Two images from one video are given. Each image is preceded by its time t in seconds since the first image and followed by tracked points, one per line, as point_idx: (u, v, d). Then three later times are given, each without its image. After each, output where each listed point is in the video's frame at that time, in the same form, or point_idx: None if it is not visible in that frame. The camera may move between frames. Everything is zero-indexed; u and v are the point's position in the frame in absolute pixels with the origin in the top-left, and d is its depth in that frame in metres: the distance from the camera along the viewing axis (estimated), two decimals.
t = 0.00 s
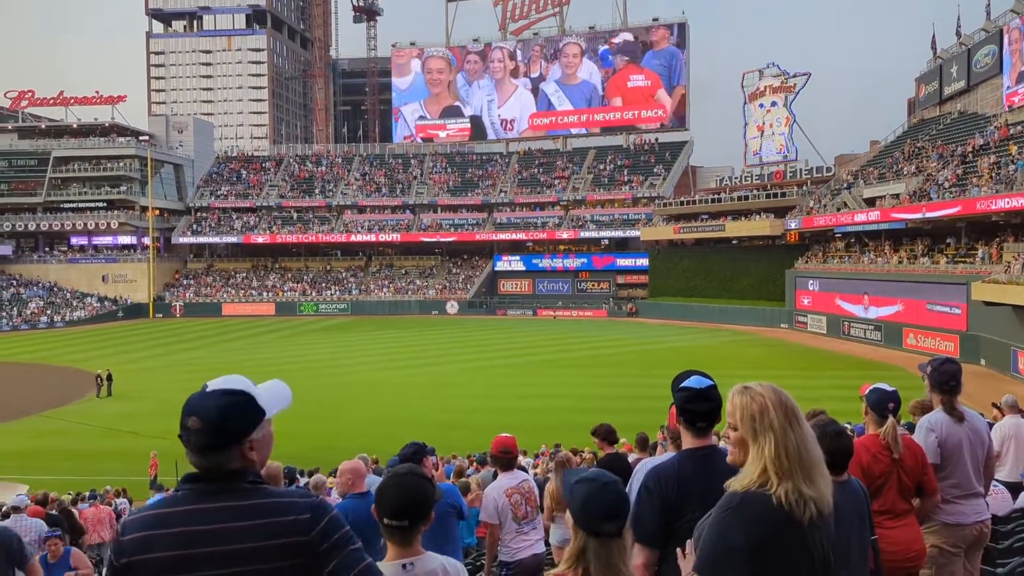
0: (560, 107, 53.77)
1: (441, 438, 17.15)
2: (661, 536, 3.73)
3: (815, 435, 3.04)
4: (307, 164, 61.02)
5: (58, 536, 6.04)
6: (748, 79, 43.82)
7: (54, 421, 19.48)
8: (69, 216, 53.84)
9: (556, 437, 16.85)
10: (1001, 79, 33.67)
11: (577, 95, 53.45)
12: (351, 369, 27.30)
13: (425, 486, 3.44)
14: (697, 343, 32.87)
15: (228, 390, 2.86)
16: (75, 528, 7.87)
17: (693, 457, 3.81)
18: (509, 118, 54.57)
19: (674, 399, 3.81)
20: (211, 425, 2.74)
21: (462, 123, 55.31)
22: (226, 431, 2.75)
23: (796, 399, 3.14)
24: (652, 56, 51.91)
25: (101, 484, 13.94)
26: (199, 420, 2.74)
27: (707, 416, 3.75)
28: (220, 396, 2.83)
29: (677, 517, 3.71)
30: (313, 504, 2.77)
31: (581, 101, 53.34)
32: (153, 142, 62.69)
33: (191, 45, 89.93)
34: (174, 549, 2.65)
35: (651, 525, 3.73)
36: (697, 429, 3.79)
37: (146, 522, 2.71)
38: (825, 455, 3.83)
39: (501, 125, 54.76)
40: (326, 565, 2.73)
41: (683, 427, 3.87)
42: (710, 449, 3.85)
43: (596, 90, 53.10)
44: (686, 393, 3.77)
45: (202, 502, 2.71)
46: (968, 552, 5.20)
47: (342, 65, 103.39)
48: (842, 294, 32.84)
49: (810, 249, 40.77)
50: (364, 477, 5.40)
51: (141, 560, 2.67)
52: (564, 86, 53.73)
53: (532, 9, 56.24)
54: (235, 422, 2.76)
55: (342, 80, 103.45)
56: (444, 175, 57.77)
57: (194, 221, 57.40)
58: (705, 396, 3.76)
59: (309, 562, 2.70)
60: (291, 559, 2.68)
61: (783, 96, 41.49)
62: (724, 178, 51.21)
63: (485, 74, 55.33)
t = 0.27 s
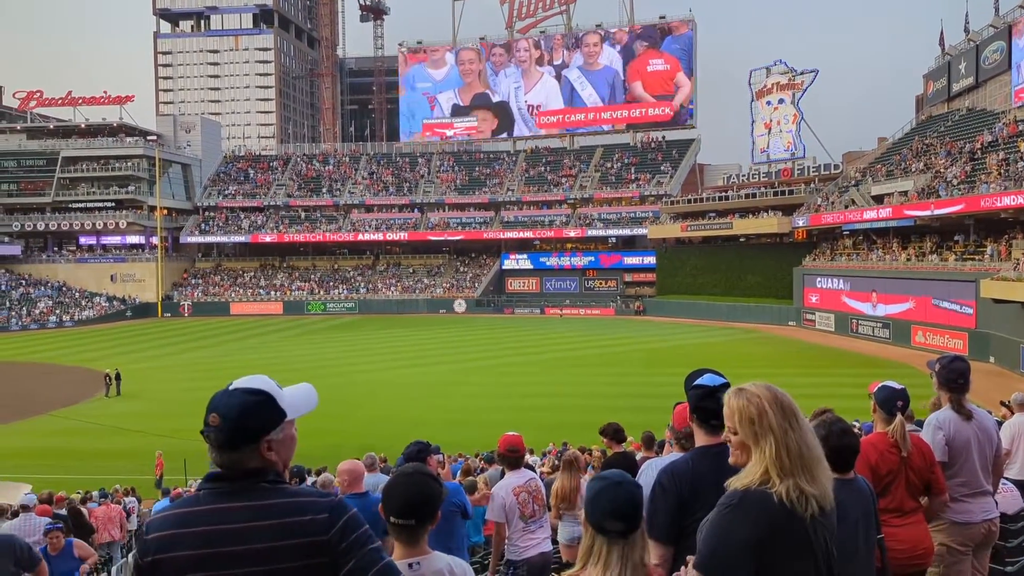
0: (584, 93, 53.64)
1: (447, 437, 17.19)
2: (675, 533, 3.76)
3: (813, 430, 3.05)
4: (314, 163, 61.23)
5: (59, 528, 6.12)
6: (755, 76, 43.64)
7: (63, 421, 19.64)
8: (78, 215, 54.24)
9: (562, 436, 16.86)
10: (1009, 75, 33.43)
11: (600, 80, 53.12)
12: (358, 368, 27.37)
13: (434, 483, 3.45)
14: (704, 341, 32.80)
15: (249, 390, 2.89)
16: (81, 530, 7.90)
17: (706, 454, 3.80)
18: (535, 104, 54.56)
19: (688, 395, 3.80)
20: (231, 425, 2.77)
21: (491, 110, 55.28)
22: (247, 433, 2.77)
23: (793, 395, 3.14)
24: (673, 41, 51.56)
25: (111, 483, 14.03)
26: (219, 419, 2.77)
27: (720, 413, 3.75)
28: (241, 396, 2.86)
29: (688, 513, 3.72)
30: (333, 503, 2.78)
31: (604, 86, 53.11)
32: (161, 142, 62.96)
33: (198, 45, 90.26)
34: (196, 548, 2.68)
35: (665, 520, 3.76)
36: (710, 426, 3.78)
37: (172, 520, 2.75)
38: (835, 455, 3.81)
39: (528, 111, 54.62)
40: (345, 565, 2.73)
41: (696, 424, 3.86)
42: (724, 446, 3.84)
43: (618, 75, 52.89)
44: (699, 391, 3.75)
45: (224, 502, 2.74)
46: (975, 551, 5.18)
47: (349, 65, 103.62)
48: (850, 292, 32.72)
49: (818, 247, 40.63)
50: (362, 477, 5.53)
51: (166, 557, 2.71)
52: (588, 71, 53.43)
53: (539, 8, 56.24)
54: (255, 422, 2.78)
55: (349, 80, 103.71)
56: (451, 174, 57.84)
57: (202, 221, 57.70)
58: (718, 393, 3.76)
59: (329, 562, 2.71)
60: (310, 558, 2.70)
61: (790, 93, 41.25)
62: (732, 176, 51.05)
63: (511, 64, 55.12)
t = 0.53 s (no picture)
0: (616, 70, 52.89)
1: (453, 437, 17.20)
2: (682, 534, 3.75)
3: (812, 432, 3.02)
4: (320, 164, 61.35)
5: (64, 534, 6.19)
6: (760, 76, 43.53)
7: (70, 422, 19.71)
8: (84, 217, 54.53)
9: (567, 436, 16.84)
10: (1016, 75, 33.24)
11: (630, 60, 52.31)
12: (364, 369, 27.41)
13: (441, 485, 3.46)
14: (710, 341, 32.73)
15: (269, 390, 2.89)
16: (88, 532, 7.92)
17: (713, 454, 3.80)
18: (572, 84, 53.98)
19: (694, 396, 3.83)
20: (253, 423, 2.77)
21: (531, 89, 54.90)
22: (266, 431, 2.77)
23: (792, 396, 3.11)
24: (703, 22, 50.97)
25: (118, 484, 14.07)
26: (241, 418, 2.78)
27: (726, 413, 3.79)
28: (261, 395, 2.86)
29: (697, 514, 3.71)
30: (352, 502, 2.78)
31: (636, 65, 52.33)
32: (167, 144, 63.11)
33: (204, 46, 90.58)
34: (217, 546, 2.69)
35: (673, 521, 3.75)
36: (715, 427, 3.81)
37: (192, 519, 2.76)
38: (840, 455, 3.80)
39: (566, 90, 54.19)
40: (364, 563, 2.72)
41: (701, 423, 3.86)
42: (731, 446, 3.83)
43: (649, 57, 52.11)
44: (704, 392, 3.79)
45: (243, 500, 2.75)
46: (982, 552, 5.14)
47: (355, 66, 103.90)
48: (857, 292, 32.57)
49: (824, 247, 40.50)
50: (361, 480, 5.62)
51: (186, 556, 2.72)
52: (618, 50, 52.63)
53: (544, 8, 56.22)
54: (275, 423, 2.78)
55: (354, 81, 103.98)
56: (456, 175, 57.90)
57: (208, 222, 57.91)
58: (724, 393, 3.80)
59: (348, 561, 2.70)
60: (329, 558, 2.69)
61: (796, 93, 41.16)
62: (738, 176, 50.91)
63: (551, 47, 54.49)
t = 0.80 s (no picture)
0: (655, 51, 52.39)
1: (456, 438, 17.21)
2: (681, 534, 3.75)
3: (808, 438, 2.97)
4: (324, 165, 61.49)
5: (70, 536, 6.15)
6: (764, 76, 43.49)
7: (75, 423, 19.77)
8: (89, 219, 54.76)
9: (571, 437, 16.83)
10: (1020, 74, 33.16)
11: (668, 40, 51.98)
12: (367, 370, 27.45)
13: (444, 485, 3.47)
14: (714, 342, 32.70)
15: (281, 391, 2.90)
16: (94, 534, 7.95)
17: (711, 455, 3.80)
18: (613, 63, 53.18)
19: (690, 397, 3.82)
20: (266, 425, 2.78)
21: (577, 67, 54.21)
22: (280, 432, 2.78)
23: (794, 398, 3.04)
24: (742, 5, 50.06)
25: (123, 486, 14.09)
26: (255, 420, 2.79)
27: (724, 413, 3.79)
28: (274, 396, 2.88)
29: (696, 514, 3.72)
30: (365, 504, 2.79)
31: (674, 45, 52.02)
32: (171, 145, 63.21)
33: (208, 48, 90.84)
34: (232, 547, 2.70)
35: (671, 522, 3.75)
36: (713, 427, 3.81)
37: (206, 521, 2.76)
38: (841, 456, 3.82)
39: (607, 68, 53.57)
40: (376, 563, 2.74)
41: (699, 424, 3.86)
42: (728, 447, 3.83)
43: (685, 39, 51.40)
44: (702, 392, 3.77)
45: (257, 502, 2.76)
46: (987, 553, 5.13)
47: (358, 67, 104.13)
48: (861, 292, 32.48)
49: (828, 247, 40.48)
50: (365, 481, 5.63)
51: (199, 558, 2.72)
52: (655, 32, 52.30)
53: (547, 9, 56.27)
54: (288, 424, 2.79)
55: (358, 82, 104.20)
56: (460, 175, 57.97)
57: (212, 224, 58.10)
58: (721, 393, 3.78)
59: (361, 561, 2.72)
60: (344, 559, 2.70)
61: (799, 93, 41.11)
62: (742, 176, 50.86)
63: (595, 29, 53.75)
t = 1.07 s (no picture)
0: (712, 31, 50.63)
1: (459, 443, 17.18)
2: (677, 539, 3.74)
3: (803, 452, 2.94)
4: (326, 171, 61.55)
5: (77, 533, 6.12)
6: (766, 81, 43.46)
7: (79, 430, 19.79)
8: (92, 225, 54.91)
9: (574, 442, 16.79)
10: (1023, 77, 33.10)
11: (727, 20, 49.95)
12: (370, 376, 27.43)
13: (446, 490, 3.45)
14: (718, 346, 32.61)
15: (287, 399, 2.90)
16: (101, 538, 7.95)
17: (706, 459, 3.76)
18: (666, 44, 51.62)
19: (685, 402, 3.79)
20: (275, 433, 2.79)
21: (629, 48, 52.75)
22: (287, 440, 2.79)
23: (795, 410, 3.04)
24: None
25: (127, 492, 14.09)
26: (264, 429, 2.79)
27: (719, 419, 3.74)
28: (281, 404, 2.88)
29: (692, 520, 3.70)
30: (374, 510, 2.80)
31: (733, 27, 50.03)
32: (174, 152, 63.28)
33: (211, 55, 91.12)
34: (242, 555, 2.68)
35: (667, 528, 3.74)
36: (709, 432, 3.76)
37: (212, 529, 2.74)
38: (844, 461, 3.79)
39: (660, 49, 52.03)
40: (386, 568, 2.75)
41: (694, 428, 3.84)
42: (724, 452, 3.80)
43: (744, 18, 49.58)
44: (696, 397, 3.73)
45: (265, 510, 2.74)
46: (993, 557, 5.09)
47: (361, 73, 104.42)
48: (865, 296, 32.37)
49: (831, 251, 40.40)
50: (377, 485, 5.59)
51: (207, 567, 2.70)
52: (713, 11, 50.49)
53: (549, 14, 56.33)
54: (297, 431, 2.81)
55: (361, 88, 104.48)
56: (463, 181, 57.98)
57: (215, 230, 58.18)
58: (717, 398, 3.73)
59: (372, 566, 2.73)
60: (355, 565, 2.71)
61: (802, 97, 41.06)
62: (745, 180, 50.78)
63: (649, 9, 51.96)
